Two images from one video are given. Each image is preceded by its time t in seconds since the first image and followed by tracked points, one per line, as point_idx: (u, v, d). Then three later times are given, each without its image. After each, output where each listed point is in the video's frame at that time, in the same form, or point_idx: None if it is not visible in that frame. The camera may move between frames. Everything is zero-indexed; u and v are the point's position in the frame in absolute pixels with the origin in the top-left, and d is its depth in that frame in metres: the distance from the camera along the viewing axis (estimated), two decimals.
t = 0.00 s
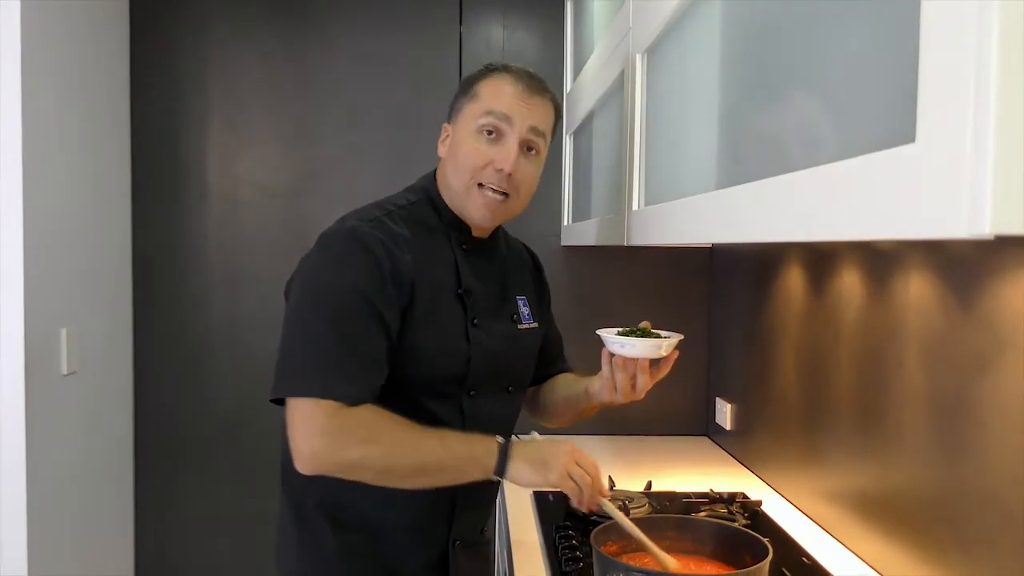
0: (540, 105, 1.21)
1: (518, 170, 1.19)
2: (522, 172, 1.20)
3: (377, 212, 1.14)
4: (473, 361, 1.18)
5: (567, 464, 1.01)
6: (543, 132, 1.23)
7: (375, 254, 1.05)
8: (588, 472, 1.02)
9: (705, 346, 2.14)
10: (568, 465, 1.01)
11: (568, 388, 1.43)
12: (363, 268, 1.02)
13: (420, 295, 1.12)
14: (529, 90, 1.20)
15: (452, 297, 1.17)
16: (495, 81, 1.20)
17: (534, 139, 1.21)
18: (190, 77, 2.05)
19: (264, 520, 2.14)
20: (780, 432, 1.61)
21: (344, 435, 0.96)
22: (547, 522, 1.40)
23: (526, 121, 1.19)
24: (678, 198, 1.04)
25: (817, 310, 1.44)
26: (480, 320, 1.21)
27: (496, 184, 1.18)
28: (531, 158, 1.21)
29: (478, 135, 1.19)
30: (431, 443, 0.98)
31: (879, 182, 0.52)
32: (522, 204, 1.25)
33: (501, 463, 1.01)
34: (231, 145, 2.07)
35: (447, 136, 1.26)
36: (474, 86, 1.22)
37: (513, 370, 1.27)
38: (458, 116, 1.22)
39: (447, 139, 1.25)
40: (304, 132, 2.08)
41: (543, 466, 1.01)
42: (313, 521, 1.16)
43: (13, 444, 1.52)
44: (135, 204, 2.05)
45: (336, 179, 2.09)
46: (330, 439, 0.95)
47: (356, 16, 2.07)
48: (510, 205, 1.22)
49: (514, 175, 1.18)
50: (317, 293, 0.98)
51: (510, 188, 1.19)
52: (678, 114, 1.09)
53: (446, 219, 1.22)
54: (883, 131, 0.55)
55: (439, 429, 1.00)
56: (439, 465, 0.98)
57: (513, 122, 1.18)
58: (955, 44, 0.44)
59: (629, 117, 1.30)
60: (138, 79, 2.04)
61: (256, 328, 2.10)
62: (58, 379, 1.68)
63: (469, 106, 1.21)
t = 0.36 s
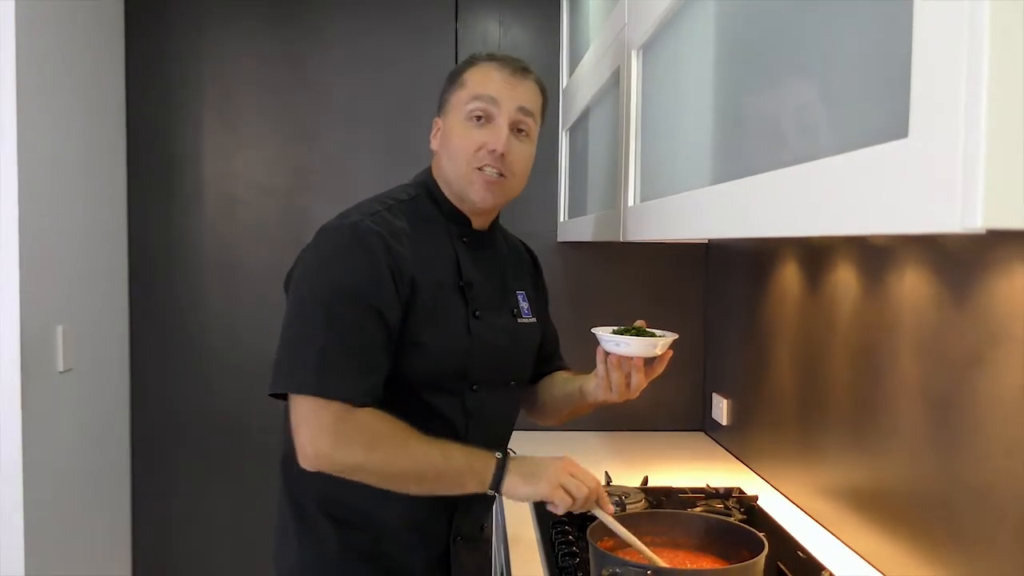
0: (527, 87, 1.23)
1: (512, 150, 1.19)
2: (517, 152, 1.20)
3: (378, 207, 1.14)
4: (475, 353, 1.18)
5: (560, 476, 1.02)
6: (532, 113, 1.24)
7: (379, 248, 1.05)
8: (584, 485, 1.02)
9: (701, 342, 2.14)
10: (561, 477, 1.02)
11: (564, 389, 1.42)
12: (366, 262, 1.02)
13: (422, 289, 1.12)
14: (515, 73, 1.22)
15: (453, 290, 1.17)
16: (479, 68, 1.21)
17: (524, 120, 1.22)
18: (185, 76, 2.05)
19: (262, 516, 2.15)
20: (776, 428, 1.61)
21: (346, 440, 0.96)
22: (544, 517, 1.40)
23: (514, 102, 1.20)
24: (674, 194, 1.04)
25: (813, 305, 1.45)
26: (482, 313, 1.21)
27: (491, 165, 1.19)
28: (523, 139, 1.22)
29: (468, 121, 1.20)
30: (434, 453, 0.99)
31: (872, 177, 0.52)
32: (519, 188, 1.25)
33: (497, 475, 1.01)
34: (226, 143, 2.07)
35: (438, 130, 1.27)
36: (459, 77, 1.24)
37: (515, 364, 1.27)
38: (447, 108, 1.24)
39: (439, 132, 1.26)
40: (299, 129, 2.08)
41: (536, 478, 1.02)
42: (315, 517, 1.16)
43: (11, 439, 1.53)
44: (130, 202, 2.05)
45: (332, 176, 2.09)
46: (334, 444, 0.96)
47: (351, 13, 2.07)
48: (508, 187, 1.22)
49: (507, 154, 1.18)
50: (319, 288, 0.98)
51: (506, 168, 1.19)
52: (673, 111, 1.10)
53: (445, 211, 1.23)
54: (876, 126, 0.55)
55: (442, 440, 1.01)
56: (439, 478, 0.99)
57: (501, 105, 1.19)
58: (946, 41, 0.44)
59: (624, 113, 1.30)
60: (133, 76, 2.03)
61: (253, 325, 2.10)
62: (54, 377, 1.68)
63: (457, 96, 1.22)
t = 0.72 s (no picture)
0: (489, 80, 1.24)
1: (475, 147, 1.22)
2: (480, 149, 1.23)
3: (337, 211, 1.14)
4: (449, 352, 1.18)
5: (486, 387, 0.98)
6: (495, 108, 1.26)
7: (334, 253, 1.05)
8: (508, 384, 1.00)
9: (700, 342, 2.14)
10: (487, 388, 0.98)
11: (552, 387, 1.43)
12: (316, 270, 1.02)
13: (387, 291, 1.12)
14: (475, 67, 1.23)
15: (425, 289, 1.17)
16: (439, 62, 1.23)
17: (486, 116, 1.24)
18: (184, 77, 2.05)
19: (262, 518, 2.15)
20: (773, 428, 1.62)
21: (257, 425, 0.97)
22: (543, 519, 1.40)
23: (475, 98, 1.22)
24: (672, 195, 1.04)
25: (811, 306, 1.45)
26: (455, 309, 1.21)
27: (456, 164, 1.21)
28: (487, 134, 1.24)
29: (430, 118, 1.22)
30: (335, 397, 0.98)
31: (869, 179, 0.52)
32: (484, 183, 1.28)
33: (420, 401, 0.97)
34: (225, 144, 2.07)
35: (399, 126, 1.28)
36: (420, 71, 1.25)
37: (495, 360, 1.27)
38: (408, 104, 1.25)
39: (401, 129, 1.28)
40: (298, 131, 2.08)
41: (461, 391, 0.98)
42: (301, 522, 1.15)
43: (11, 439, 1.53)
44: (130, 203, 2.05)
45: (330, 177, 2.09)
46: (251, 437, 0.97)
47: (350, 15, 2.08)
48: (471, 185, 1.24)
49: (471, 152, 1.21)
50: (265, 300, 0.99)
51: (471, 167, 1.22)
52: (671, 113, 1.10)
53: (411, 209, 1.22)
54: (873, 128, 0.56)
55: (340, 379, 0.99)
56: (354, 414, 0.98)
57: (462, 102, 1.22)
58: (942, 43, 0.44)
59: (622, 115, 1.30)
60: (132, 78, 2.04)
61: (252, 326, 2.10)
62: (54, 378, 1.68)
63: (418, 91, 1.24)
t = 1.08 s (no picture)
0: (431, 66, 1.16)
1: (417, 144, 1.14)
2: (422, 144, 1.15)
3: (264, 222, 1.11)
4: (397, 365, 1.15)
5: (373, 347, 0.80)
6: (438, 98, 1.17)
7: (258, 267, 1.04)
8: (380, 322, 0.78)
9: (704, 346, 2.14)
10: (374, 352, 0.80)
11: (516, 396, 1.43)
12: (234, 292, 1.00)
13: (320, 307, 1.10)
14: (416, 54, 1.15)
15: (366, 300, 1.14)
16: (375, 50, 1.15)
17: (429, 107, 1.17)
18: (189, 83, 2.06)
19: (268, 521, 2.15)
20: (778, 431, 1.62)
21: (168, 459, 0.91)
22: (549, 523, 1.40)
23: (416, 89, 1.15)
24: (677, 200, 1.05)
25: (816, 310, 1.45)
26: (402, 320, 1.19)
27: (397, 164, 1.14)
28: (431, 127, 1.17)
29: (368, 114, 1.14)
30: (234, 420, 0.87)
31: (873, 185, 0.53)
32: (432, 179, 1.22)
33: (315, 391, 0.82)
34: (229, 149, 2.08)
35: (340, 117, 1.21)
36: (358, 59, 1.17)
37: (453, 371, 1.24)
38: (347, 96, 1.18)
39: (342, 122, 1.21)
40: (303, 136, 2.09)
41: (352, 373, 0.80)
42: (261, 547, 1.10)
43: (18, 444, 1.53)
44: (135, 208, 2.06)
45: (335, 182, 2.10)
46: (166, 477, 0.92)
47: (356, 20, 2.08)
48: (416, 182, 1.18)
49: (411, 148, 1.13)
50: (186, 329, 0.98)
51: (413, 165, 1.15)
52: (676, 117, 1.10)
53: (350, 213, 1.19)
54: (878, 135, 0.56)
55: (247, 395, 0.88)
56: (256, 437, 0.87)
57: (401, 93, 1.14)
58: (947, 50, 0.45)
59: (627, 119, 1.30)
60: (138, 84, 2.05)
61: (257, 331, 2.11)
62: (61, 383, 1.69)
63: (356, 83, 1.16)
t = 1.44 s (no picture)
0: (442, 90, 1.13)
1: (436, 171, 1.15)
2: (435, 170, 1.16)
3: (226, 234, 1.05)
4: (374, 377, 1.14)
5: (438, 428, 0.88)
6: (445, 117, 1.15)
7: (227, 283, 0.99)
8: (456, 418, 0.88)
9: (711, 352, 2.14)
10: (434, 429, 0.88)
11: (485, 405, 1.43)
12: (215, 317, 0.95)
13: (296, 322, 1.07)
14: (432, 78, 1.11)
15: (338, 313, 1.13)
16: (395, 74, 1.06)
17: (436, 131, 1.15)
18: (197, 90, 2.07)
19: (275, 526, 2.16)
20: (784, 437, 1.62)
21: (167, 505, 0.88)
22: (556, 529, 1.41)
23: (438, 118, 1.12)
24: (683, 207, 1.05)
25: (822, 317, 1.45)
26: (374, 331, 1.18)
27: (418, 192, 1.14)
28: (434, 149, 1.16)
29: (395, 144, 1.09)
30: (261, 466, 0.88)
31: (877, 194, 0.53)
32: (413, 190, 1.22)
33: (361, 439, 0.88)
34: (237, 157, 2.09)
35: (327, 132, 1.11)
36: (366, 78, 1.06)
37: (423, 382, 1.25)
38: (352, 117, 1.08)
39: (332, 133, 1.10)
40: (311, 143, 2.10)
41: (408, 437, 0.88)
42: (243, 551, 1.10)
43: (26, 450, 1.54)
44: (143, 215, 2.07)
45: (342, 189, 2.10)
46: (161, 524, 0.88)
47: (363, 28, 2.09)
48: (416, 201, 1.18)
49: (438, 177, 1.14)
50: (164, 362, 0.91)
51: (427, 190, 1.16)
52: (682, 125, 1.11)
53: (315, 220, 1.15)
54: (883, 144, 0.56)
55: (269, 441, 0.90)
56: (282, 488, 0.88)
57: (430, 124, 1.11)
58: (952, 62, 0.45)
59: (633, 127, 1.31)
60: (146, 91, 2.06)
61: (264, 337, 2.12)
62: (69, 389, 1.70)
63: (370, 107, 1.07)
